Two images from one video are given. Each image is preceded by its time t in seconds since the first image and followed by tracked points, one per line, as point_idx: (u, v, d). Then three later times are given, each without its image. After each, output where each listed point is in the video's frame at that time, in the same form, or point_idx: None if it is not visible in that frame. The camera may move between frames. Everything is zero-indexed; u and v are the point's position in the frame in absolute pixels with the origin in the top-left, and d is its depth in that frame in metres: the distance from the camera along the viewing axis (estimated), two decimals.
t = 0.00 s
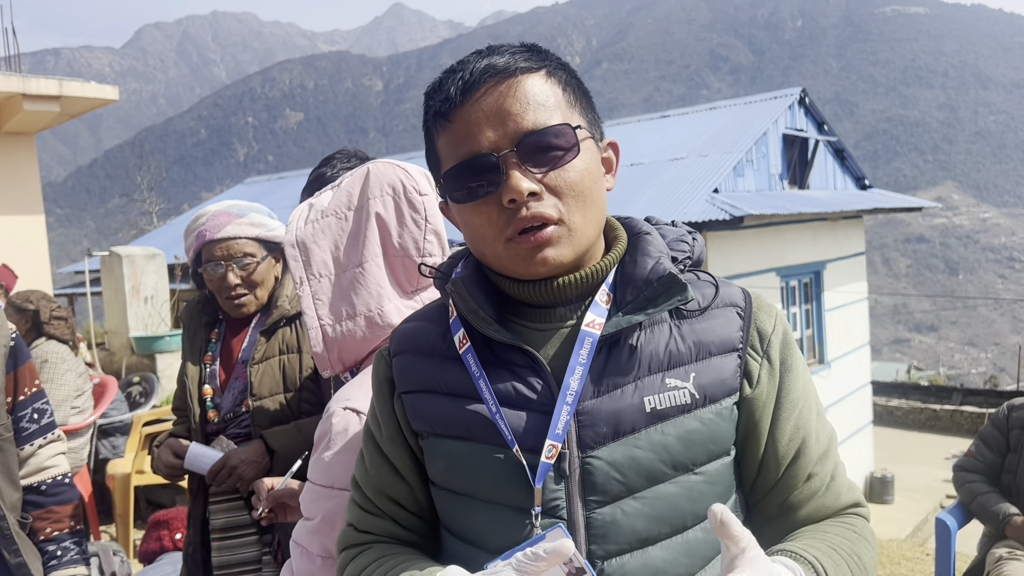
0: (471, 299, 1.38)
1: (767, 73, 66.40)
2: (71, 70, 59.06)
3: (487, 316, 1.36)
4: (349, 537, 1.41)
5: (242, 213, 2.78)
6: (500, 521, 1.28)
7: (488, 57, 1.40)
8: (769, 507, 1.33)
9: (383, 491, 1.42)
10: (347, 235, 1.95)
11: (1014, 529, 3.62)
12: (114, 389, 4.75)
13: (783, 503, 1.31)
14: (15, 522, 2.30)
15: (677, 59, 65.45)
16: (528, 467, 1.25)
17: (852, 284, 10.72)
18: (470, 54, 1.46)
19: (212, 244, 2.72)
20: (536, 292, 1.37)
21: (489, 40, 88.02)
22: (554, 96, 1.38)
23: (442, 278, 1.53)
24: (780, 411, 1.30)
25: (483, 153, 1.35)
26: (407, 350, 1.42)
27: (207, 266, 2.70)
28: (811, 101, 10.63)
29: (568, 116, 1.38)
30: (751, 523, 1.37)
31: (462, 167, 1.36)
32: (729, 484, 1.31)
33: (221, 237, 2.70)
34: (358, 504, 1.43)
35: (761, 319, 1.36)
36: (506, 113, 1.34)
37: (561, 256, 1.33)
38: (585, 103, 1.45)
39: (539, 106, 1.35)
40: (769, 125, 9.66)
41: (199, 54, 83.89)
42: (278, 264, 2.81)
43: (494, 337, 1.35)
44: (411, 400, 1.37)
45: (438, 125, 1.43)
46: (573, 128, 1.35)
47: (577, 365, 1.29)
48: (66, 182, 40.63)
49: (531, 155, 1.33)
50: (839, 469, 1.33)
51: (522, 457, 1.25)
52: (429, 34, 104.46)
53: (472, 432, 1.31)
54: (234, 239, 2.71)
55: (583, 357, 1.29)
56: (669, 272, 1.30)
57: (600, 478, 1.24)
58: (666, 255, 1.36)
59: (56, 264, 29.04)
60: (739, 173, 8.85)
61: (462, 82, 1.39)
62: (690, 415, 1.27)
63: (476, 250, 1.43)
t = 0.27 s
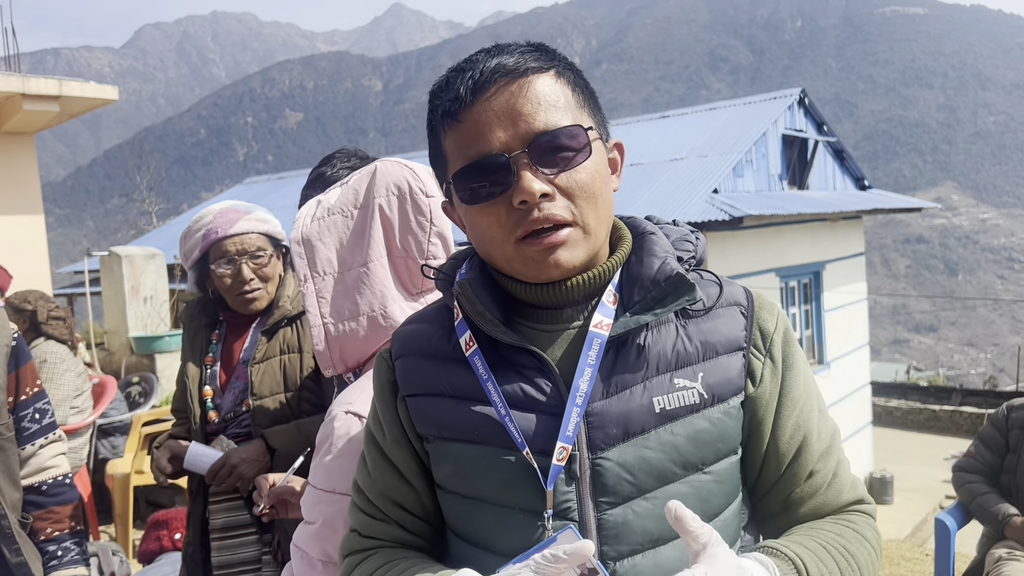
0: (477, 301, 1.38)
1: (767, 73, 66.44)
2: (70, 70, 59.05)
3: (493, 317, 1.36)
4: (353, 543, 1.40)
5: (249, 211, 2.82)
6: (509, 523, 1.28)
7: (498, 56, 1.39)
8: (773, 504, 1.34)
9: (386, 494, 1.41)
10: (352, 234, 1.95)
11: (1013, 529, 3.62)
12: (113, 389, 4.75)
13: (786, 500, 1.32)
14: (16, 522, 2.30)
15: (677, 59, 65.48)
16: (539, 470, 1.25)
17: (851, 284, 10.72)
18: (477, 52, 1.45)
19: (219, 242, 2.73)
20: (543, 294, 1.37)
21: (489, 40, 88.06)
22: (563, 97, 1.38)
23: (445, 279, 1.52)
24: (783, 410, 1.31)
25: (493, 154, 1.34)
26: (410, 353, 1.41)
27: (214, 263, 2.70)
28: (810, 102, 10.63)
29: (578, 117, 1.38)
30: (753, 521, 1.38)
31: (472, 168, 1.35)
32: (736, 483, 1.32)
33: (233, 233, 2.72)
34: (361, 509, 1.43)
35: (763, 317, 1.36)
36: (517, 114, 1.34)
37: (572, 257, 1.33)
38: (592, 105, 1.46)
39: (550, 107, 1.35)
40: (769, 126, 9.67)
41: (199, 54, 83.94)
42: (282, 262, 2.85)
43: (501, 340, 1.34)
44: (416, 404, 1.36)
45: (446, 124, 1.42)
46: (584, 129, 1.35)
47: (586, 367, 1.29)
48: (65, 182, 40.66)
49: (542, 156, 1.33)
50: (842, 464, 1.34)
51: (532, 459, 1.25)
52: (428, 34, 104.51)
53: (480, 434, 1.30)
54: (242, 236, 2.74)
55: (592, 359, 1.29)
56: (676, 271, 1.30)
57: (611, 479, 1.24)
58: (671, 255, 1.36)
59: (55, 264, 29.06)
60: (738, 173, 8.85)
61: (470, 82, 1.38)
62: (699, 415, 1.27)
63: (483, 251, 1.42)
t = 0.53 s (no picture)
0: (486, 300, 1.37)
1: (766, 74, 66.48)
2: (70, 70, 59.07)
3: (502, 317, 1.36)
4: (356, 545, 1.40)
5: (248, 211, 2.82)
6: (516, 525, 1.27)
7: (513, 54, 1.39)
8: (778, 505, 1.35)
9: (389, 496, 1.41)
10: (354, 235, 1.94)
11: (1012, 530, 3.63)
12: (113, 389, 4.75)
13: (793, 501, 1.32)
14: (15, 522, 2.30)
15: (676, 59, 65.53)
16: (547, 471, 1.24)
17: (851, 285, 10.72)
18: (491, 50, 1.46)
19: (217, 241, 2.73)
20: (552, 294, 1.38)
21: (488, 40, 88.05)
22: (576, 95, 1.39)
23: (450, 277, 1.51)
24: (791, 411, 1.32)
25: (505, 150, 1.34)
26: (415, 353, 1.40)
27: (214, 262, 2.70)
28: (809, 102, 10.63)
29: (590, 115, 1.39)
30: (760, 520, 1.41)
31: (483, 164, 1.35)
32: (743, 484, 1.33)
33: (233, 232, 2.73)
34: (364, 511, 1.42)
35: (771, 318, 1.37)
36: (530, 111, 1.34)
37: (581, 255, 1.33)
38: (603, 106, 1.47)
39: (564, 105, 1.36)
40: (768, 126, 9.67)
41: (198, 54, 83.97)
42: (281, 261, 2.85)
43: (509, 339, 1.34)
44: (421, 404, 1.36)
45: (458, 120, 1.42)
46: (597, 127, 1.36)
47: (596, 368, 1.28)
48: (64, 182, 40.70)
49: (555, 153, 1.33)
50: (850, 466, 1.34)
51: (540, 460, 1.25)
52: (427, 34, 104.59)
53: (487, 435, 1.30)
54: (241, 235, 2.74)
55: (602, 359, 1.29)
56: (686, 273, 1.30)
57: (621, 481, 1.23)
58: (680, 257, 1.36)
59: (55, 264, 29.07)
60: (737, 173, 8.85)
61: (486, 78, 1.37)
62: (708, 416, 1.28)
63: (491, 247, 1.41)
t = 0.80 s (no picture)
0: (500, 293, 1.37)
1: (765, 74, 66.54)
2: (69, 70, 59.09)
3: (515, 312, 1.36)
4: (357, 541, 1.39)
5: (249, 210, 2.82)
6: (523, 523, 1.27)
7: (552, 44, 1.39)
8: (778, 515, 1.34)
9: (393, 492, 1.41)
10: (353, 235, 1.94)
11: (1011, 530, 3.63)
12: (113, 389, 4.75)
13: (793, 510, 1.32)
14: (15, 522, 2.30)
15: (675, 59, 65.57)
16: (559, 470, 1.24)
17: (850, 284, 10.72)
18: (529, 39, 1.45)
19: (217, 241, 2.73)
20: (565, 290, 1.38)
21: (488, 40, 88.06)
22: (609, 92, 1.39)
23: (461, 270, 1.51)
24: (799, 418, 1.32)
25: (535, 136, 1.33)
26: (425, 346, 1.39)
27: (214, 262, 2.70)
28: (809, 102, 10.64)
29: (620, 112, 1.39)
30: (761, 529, 1.39)
31: (511, 149, 1.34)
32: (749, 489, 1.33)
33: (233, 232, 2.72)
34: (367, 505, 1.41)
35: (780, 326, 1.37)
36: (562, 100, 1.34)
37: (601, 248, 1.33)
38: (633, 104, 1.47)
39: (597, 99, 1.36)
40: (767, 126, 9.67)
41: (197, 54, 83.97)
42: (282, 261, 2.85)
43: (522, 336, 1.34)
44: (429, 399, 1.36)
45: (488, 105, 1.41)
46: (627, 123, 1.36)
47: (609, 367, 1.28)
48: (63, 182, 40.74)
49: (583, 143, 1.33)
50: (851, 477, 1.34)
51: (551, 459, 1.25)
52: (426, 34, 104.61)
53: (497, 432, 1.30)
54: (240, 234, 2.74)
55: (615, 359, 1.29)
56: (703, 275, 1.31)
57: (630, 483, 1.24)
58: (695, 260, 1.37)
59: (54, 264, 29.06)
60: (737, 173, 8.85)
61: (522, 64, 1.37)
62: (720, 419, 1.28)
63: (509, 235, 1.41)
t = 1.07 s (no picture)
0: (500, 293, 1.37)
1: (763, 74, 66.61)
2: (67, 70, 59.09)
3: (515, 312, 1.36)
4: (358, 538, 1.39)
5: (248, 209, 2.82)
6: (523, 524, 1.27)
7: (553, 44, 1.39)
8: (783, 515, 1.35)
9: (394, 489, 1.40)
10: (352, 235, 1.94)
11: (1010, 530, 3.63)
12: (112, 389, 4.75)
13: (798, 511, 1.32)
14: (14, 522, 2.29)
15: (674, 59, 65.63)
16: (558, 471, 1.24)
17: (849, 284, 10.73)
18: (530, 39, 1.45)
19: (216, 239, 2.73)
20: (565, 291, 1.38)
21: (486, 40, 88.10)
22: (610, 91, 1.38)
23: (463, 269, 1.51)
24: (800, 420, 1.31)
25: (535, 136, 1.33)
26: (426, 345, 1.40)
27: (214, 260, 2.70)
28: (807, 102, 10.64)
29: (621, 111, 1.38)
30: (766, 532, 1.39)
31: (511, 149, 1.34)
32: (750, 492, 1.32)
33: (233, 230, 2.72)
34: (368, 503, 1.41)
35: (784, 327, 1.37)
36: (563, 100, 1.34)
37: (603, 247, 1.32)
38: (634, 104, 1.46)
39: (598, 99, 1.36)
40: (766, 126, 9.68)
41: (196, 54, 84.00)
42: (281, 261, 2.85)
43: (522, 336, 1.34)
44: (429, 397, 1.36)
45: (489, 104, 1.41)
46: (627, 122, 1.36)
47: (609, 368, 1.28)
48: (61, 181, 40.78)
49: (584, 142, 1.32)
50: (856, 479, 1.33)
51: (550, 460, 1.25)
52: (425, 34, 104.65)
53: (497, 432, 1.30)
54: (239, 233, 2.74)
55: (615, 359, 1.29)
56: (704, 276, 1.30)
57: (629, 484, 1.24)
58: (698, 261, 1.37)
59: (53, 264, 29.10)
60: (736, 173, 8.86)
61: (523, 63, 1.37)
62: (720, 421, 1.28)
63: (510, 235, 1.40)
